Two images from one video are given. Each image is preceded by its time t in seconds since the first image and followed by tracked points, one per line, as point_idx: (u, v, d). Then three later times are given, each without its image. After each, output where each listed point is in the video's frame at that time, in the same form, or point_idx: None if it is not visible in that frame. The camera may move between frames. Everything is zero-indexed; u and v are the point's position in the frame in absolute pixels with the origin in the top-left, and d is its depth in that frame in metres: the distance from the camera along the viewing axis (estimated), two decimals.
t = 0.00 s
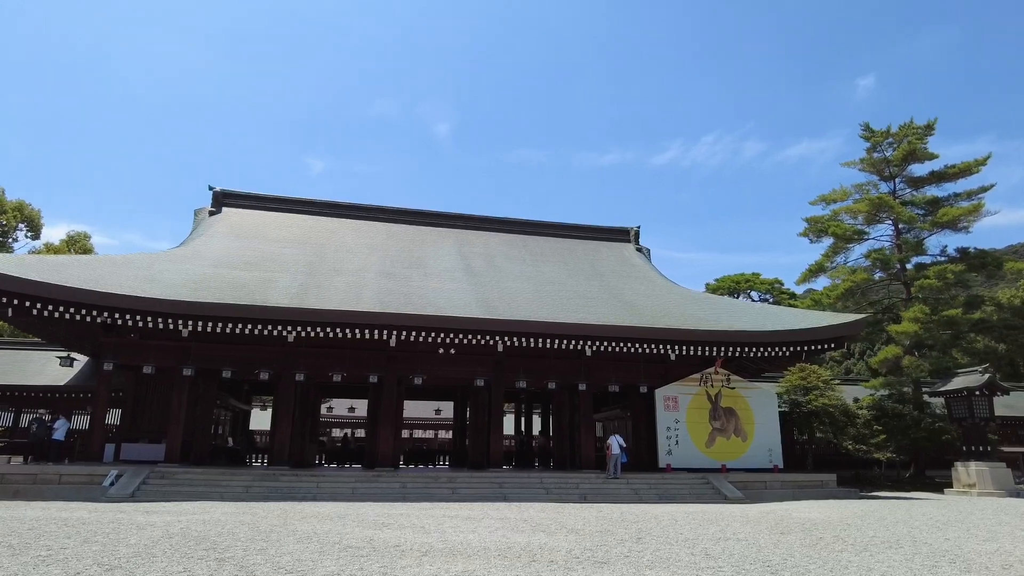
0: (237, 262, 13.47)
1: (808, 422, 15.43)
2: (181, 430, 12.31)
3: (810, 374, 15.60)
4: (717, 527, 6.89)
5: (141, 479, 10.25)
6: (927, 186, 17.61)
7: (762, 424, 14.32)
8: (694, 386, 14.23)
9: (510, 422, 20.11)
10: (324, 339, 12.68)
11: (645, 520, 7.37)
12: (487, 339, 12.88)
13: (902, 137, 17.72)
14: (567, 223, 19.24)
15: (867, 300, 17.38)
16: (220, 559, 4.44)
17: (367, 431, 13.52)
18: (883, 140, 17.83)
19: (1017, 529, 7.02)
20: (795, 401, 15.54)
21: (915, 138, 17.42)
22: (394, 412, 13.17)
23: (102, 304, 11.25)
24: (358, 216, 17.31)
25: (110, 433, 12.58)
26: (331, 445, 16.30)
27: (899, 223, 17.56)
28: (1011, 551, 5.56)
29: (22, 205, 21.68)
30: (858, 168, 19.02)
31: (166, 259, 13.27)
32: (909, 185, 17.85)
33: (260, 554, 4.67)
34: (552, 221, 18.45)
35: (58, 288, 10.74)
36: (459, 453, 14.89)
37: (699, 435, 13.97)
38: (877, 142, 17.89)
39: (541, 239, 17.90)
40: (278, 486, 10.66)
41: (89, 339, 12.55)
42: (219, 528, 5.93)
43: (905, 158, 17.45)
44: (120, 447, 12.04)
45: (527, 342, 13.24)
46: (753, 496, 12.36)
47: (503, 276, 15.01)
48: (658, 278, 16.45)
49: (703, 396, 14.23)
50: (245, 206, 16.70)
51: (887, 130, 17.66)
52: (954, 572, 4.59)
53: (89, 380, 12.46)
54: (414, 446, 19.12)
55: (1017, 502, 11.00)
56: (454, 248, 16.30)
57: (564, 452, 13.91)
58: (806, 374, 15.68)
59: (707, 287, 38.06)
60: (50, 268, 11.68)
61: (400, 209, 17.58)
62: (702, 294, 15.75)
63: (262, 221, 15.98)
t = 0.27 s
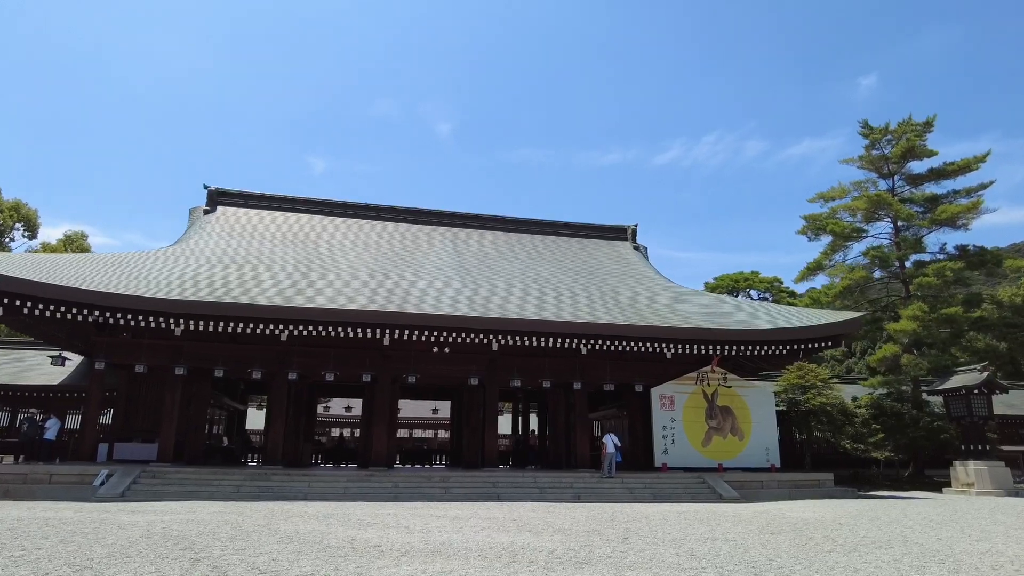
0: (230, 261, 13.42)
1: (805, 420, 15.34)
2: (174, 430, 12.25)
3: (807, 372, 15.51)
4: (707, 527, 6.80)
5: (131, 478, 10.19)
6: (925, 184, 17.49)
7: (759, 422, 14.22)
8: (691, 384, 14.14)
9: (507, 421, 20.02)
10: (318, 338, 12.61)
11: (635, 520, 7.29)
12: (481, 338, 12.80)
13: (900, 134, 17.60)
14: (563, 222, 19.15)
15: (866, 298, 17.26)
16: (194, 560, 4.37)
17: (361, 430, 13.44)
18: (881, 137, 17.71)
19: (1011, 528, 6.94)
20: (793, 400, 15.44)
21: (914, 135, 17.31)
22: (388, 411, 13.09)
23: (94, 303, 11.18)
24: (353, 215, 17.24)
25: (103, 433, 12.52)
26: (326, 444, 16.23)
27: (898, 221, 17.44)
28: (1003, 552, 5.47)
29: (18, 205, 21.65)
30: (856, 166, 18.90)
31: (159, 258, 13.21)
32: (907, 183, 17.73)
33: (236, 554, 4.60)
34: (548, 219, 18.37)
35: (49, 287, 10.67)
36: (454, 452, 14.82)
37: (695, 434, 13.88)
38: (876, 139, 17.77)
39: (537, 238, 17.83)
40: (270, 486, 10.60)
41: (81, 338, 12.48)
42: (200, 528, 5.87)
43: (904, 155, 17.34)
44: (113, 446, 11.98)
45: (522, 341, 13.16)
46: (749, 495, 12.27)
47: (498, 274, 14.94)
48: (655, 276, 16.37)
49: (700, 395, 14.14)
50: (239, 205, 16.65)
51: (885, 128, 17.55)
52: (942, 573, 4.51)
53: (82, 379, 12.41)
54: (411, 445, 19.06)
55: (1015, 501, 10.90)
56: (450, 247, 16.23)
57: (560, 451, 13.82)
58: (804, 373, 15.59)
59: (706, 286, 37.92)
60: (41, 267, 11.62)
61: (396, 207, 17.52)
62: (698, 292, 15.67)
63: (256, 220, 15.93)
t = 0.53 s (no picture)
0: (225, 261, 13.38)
1: (804, 421, 15.24)
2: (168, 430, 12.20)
3: (806, 372, 15.41)
4: (698, 528, 6.71)
5: (123, 479, 10.14)
6: (925, 182, 17.36)
7: (756, 423, 14.13)
8: (688, 384, 14.05)
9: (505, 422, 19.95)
10: (312, 338, 12.56)
11: (625, 520, 7.21)
12: (476, 337, 12.73)
13: (900, 132, 17.48)
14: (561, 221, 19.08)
15: (865, 297, 17.16)
16: (170, 561, 4.31)
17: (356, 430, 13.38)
18: (881, 135, 17.60)
19: (1006, 530, 6.85)
20: (791, 400, 15.37)
21: (913, 133, 17.19)
22: (383, 411, 13.02)
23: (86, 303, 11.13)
24: (349, 215, 17.20)
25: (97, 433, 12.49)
26: (323, 445, 16.18)
27: (898, 219, 17.32)
28: (995, 554, 5.38)
29: (16, 205, 21.65)
30: (856, 165, 18.78)
31: (153, 258, 13.17)
32: (907, 181, 17.61)
33: (214, 556, 4.54)
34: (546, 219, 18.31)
35: (41, 287, 10.63)
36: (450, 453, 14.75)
37: (693, 434, 13.79)
38: (875, 138, 17.66)
39: (534, 238, 17.76)
40: (263, 486, 10.55)
41: (75, 338, 12.44)
42: (183, 529, 5.82)
43: (904, 153, 17.22)
44: (107, 447, 11.96)
45: (517, 341, 13.09)
46: (746, 496, 12.18)
47: (494, 274, 14.88)
48: (653, 275, 16.30)
49: (697, 395, 14.05)
50: (235, 205, 16.62)
51: (884, 126, 17.44)
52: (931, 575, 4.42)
53: (76, 380, 12.38)
54: (408, 445, 19.01)
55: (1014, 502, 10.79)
56: (446, 246, 16.17)
57: (556, 451, 13.74)
58: (802, 373, 15.49)
59: (707, 286, 37.77)
60: (34, 267, 11.58)
61: (392, 207, 17.47)
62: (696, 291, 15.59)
63: (252, 220, 15.90)
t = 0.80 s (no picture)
0: (218, 259, 13.33)
1: (801, 420, 15.15)
2: (159, 429, 12.14)
3: (803, 371, 15.32)
4: (686, 528, 6.61)
5: (111, 478, 10.08)
6: (924, 180, 17.25)
7: (752, 422, 14.02)
8: (683, 383, 13.95)
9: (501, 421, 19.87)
10: (304, 336, 12.49)
11: (613, 520, 7.12)
12: (469, 336, 12.65)
13: (898, 130, 17.37)
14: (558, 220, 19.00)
15: (863, 296, 17.05)
16: (141, 560, 4.24)
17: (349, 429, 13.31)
18: (879, 133, 17.49)
19: (998, 529, 6.74)
20: (788, 399, 15.28)
21: (911, 131, 17.08)
22: (376, 410, 12.95)
23: (75, 301, 11.05)
24: (344, 213, 17.14)
25: (88, 433, 12.43)
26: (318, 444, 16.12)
27: (896, 218, 17.21)
28: (986, 554, 5.27)
29: (12, 204, 21.61)
30: (854, 163, 18.67)
31: (145, 257, 13.11)
32: (906, 179, 17.49)
33: (187, 555, 4.47)
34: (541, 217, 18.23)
35: (30, 285, 10.56)
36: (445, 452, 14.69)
37: (688, 433, 13.70)
38: (873, 135, 17.54)
39: (530, 236, 17.68)
40: (252, 485, 10.47)
41: (66, 336, 12.37)
42: (162, 528, 5.75)
43: (902, 151, 17.11)
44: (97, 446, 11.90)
45: (511, 340, 13.00)
46: (740, 496, 12.08)
47: (488, 273, 14.80)
48: (649, 274, 16.21)
49: (692, 394, 13.95)
50: (229, 204, 16.56)
51: (882, 124, 17.33)
52: None
53: (67, 378, 12.32)
54: (404, 445, 18.93)
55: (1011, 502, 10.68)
56: (440, 245, 16.10)
57: (550, 450, 13.66)
58: (799, 372, 15.41)
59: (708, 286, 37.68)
60: (23, 265, 11.50)
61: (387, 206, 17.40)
62: (692, 290, 15.51)
63: (246, 219, 15.85)
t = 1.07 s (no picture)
0: (209, 257, 13.26)
1: (796, 419, 15.06)
2: (149, 428, 12.07)
3: (798, 370, 15.22)
4: (672, 527, 6.53)
5: (98, 478, 10.00)
6: (920, 178, 17.16)
7: (746, 421, 13.94)
8: (677, 382, 13.87)
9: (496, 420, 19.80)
10: (294, 335, 12.40)
11: (599, 520, 7.03)
12: (461, 334, 12.57)
13: (894, 127, 17.28)
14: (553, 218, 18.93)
15: (859, 294, 16.96)
16: (108, 560, 4.17)
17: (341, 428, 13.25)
18: (875, 131, 17.41)
19: (988, 529, 6.66)
20: (783, 398, 15.20)
21: (908, 128, 17.00)
22: (368, 409, 12.88)
23: (62, 299, 10.96)
24: (338, 211, 17.07)
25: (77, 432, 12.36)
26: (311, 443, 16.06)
27: (892, 215, 17.13)
28: (973, 555, 5.18)
29: (7, 203, 21.55)
30: (850, 161, 18.59)
31: (134, 255, 13.03)
32: (902, 177, 17.41)
33: (156, 555, 4.39)
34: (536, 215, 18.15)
35: (16, 283, 10.48)
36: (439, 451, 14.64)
37: (681, 432, 13.62)
38: (869, 133, 17.47)
39: (524, 234, 17.61)
40: (241, 485, 10.40)
41: (55, 335, 12.29)
42: (138, 528, 5.67)
43: (898, 148, 17.03)
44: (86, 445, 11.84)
45: (502, 339, 12.91)
46: (734, 495, 11.99)
47: (481, 271, 14.73)
48: (643, 272, 16.14)
49: (686, 393, 13.87)
50: (222, 202, 16.50)
51: (878, 121, 17.25)
52: None
53: (56, 377, 12.25)
54: (399, 444, 18.86)
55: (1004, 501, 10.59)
56: (434, 243, 16.02)
57: (544, 450, 13.59)
58: (794, 370, 15.29)
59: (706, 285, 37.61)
60: (10, 264, 11.42)
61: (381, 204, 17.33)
62: (687, 288, 15.44)
63: (239, 217, 15.78)
